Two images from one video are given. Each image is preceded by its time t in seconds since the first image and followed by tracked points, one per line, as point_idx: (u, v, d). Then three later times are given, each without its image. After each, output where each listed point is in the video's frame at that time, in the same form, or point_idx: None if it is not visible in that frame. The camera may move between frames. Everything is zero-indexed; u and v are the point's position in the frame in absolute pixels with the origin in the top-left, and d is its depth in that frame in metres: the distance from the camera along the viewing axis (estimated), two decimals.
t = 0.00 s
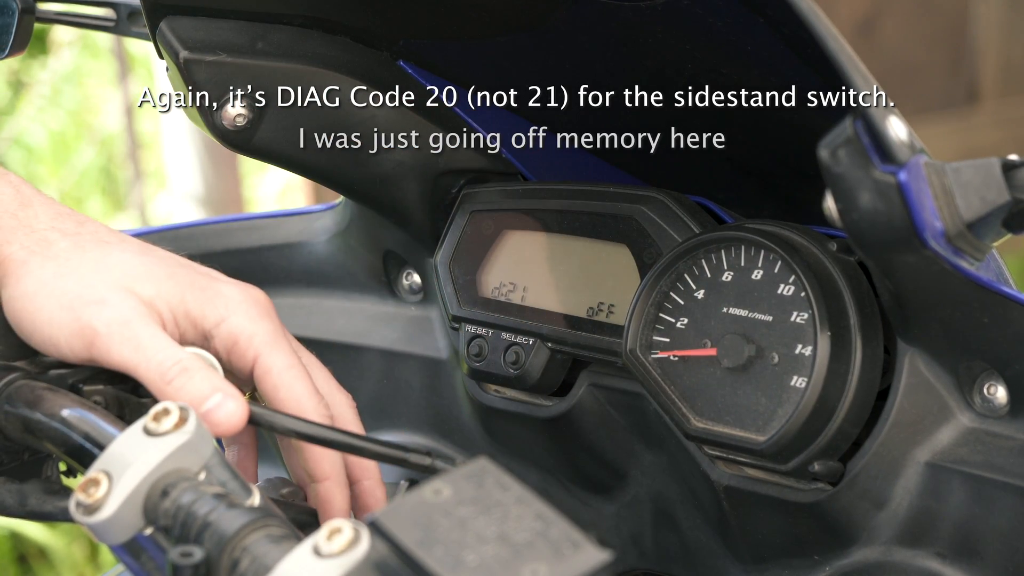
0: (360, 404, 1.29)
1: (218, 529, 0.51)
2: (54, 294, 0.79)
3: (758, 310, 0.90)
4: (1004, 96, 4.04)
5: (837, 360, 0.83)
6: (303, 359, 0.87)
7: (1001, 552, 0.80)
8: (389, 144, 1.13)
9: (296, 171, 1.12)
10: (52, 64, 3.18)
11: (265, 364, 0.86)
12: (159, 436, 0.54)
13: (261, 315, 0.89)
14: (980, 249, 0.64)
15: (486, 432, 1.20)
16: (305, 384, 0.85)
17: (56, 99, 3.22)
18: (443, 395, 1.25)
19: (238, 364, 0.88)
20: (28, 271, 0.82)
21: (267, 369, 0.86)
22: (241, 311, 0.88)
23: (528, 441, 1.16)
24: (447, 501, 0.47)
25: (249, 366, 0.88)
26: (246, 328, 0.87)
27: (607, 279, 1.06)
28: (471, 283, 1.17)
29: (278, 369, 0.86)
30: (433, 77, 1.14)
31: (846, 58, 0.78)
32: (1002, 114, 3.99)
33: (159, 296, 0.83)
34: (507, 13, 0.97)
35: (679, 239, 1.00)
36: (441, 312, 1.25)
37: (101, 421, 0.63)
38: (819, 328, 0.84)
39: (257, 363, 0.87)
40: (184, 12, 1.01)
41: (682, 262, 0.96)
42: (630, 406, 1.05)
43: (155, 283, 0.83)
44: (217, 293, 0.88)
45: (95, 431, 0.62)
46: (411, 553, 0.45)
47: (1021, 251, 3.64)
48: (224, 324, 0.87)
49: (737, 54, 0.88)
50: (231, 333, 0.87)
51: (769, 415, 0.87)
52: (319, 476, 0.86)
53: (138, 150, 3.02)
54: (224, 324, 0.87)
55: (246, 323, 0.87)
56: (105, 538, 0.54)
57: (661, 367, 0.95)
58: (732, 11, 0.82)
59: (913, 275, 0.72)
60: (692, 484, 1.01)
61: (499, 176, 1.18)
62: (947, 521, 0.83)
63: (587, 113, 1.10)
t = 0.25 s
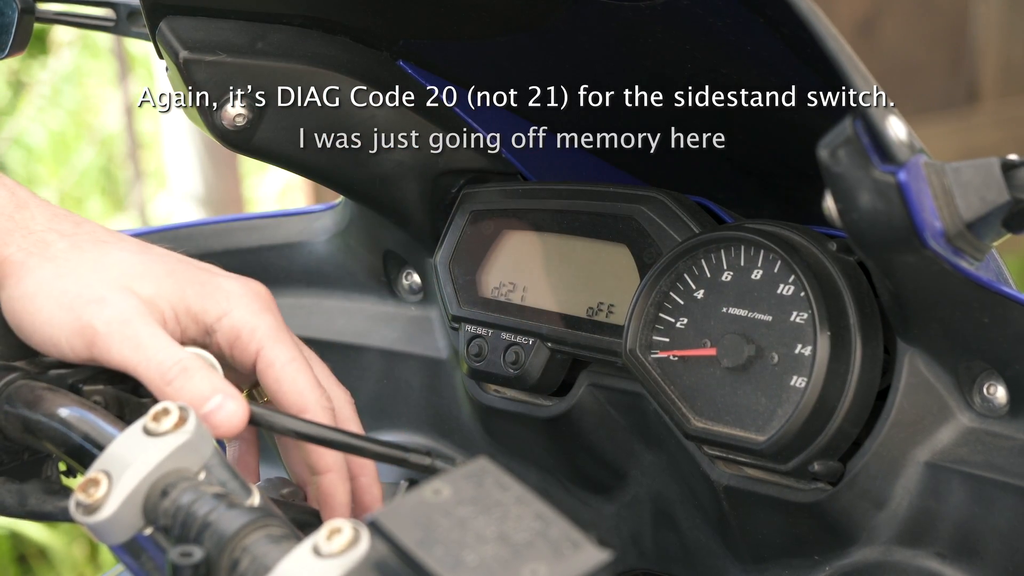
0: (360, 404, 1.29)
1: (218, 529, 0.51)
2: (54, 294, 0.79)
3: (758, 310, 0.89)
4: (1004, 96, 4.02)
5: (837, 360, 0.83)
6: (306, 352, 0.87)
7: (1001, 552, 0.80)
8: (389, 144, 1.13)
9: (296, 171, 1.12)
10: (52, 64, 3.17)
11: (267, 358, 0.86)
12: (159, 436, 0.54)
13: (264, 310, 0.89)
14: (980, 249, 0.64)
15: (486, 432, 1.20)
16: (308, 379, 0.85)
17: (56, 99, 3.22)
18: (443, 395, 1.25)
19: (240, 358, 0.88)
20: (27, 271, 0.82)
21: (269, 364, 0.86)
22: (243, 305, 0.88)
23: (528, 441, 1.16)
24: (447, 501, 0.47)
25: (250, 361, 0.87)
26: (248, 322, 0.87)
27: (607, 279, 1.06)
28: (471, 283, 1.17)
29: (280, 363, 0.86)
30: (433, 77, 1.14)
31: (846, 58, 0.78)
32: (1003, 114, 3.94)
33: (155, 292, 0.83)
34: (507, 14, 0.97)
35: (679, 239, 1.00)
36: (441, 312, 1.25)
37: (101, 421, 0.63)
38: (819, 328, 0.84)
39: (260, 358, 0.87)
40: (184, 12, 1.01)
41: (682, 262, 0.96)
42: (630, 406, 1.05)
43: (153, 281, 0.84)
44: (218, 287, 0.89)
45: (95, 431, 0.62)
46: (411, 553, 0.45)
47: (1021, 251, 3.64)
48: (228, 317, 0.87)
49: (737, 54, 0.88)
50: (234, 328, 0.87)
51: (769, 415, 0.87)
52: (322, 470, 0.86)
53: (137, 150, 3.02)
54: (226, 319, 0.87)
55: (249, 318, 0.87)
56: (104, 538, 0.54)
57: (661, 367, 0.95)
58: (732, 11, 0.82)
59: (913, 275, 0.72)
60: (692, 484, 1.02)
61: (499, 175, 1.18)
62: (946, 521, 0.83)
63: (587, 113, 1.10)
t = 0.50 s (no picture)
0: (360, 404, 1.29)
1: (218, 529, 0.51)
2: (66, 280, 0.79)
3: (758, 310, 0.90)
4: (1005, 96, 4.01)
5: (837, 360, 0.83)
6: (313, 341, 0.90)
7: (1001, 553, 0.80)
8: (389, 144, 1.13)
9: (296, 171, 1.12)
10: (52, 64, 3.20)
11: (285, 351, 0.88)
12: (159, 436, 0.54)
13: (271, 309, 0.89)
14: (981, 250, 0.64)
15: (486, 432, 1.20)
16: (327, 367, 0.89)
17: (56, 99, 3.23)
18: (443, 395, 1.25)
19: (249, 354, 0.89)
20: (36, 258, 0.82)
21: (286, 360, 0.88)
22: (252, 304, 0.89)
23: (528, 441, 1.16)
24: (447, 501, 0.47)
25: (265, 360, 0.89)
26: (257, 320, 0.88)
27: (607, 279, 1.06)
28: (471, 283, 1.17)
29: (293, 356, 0.88)
30: (433, 77, 1.14)
31: (845, 58, 0.78)
32: (1003, 113, 3.95)
33: (164, 293, 0.83)
34: (507, 13, 0.97)
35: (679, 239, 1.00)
36: (442, 312, 1.25)
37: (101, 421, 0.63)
38: (819, 328, 0.84)
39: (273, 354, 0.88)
40: (184, 12, 1.01)
41: (682, 262, 0.96)
42: (630, 406, 1.05)
43: (163, 280, 0.83)
44: (227, 287, 0.88)
45: (96, 431, 0.62)
46: (412, 553, 0.45)
47: (1021, 251, 3.64)
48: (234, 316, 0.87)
49: (737, 54, 0.88)
50: (243, 325, 0.87)
51: (769, 416, 0.87)
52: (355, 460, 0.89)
53: (137, 151, 3.02)
54: (234, 318, 0.87)
55: (257, 316, 0.88)
56: (105, 538, 0.54)
57: (661, 367, 0.95)
58: (732, 11, 0.82)
59: (913, 275, 0.72)
60: (692, 483, 1.02)
61: (499, 175, 1.18)
62: (946, 521, 0.83)
63: (587, 113, 1.09)
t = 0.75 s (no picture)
0: (359, 405, 1.29)
1: (218, 529, 0.51)
2: (159, 248, 0.83)
3: (758, 310, 0.90)
4: (1006, 96, 4.01)
5: (837, 360, 0.83)
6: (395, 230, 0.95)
7: (1001, 553, 0.80)
8: (389, 144, 1.14)
9: (296, 171, 1.12)
10: (52, 63, 3.22)
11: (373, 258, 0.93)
12: (159, 436, 0.54)
13: (344, 221, 0.92)
14: (980, 249, 0.64)
15: (486, 432, 1.20)
16: (421, 246, 0.95)
17: (56, 99, 3.22)
18: (443, 396, 1.25)
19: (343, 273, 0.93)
20: (117, 223, 0.84)
21: (381, 259, 0.93)
22: (328, 227, 0.91)
23: (528, 441, 1.16)
24: (447, 501, 0.47)
25: (358, 270, 0.94)
26: (339, 240, 0.91)
27: (607, 279, 1.06)
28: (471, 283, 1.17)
29: (385, 253, 0.94)
30: (433, 77, 1.14)
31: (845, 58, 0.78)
32: (1002, 113, 3.95)
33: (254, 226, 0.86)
34: (507, 14, 0.97)
35: (679, 239, 1.00)
36: (442, 313, 1.25)
37: (101, 420, 0.63)
38: (819, 329, 0.84)
39: (367, 261, 0.93)
40: (184, 12, 1.00)
41: (683, 262, 0.96)
42: (630, 406, 1.05)
43: (246, 215, 0.86)
44: (301, 216, 0.91)
45: (95, 432, 0.62)
46: (412, 553, 0.45)
47: (1021, 251, 3.64)
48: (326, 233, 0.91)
49: (738, 54, 0.88)
50: (331, 250, 0.91)
51: (769, 416, 0.87)
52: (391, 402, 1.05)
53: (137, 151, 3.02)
54: (318, 248, 0.90)
55: (338, 236, 0.91)
56: (105, 538, 0.54)
57: (661, 367, 0.95)
58: (732, 11, 0.82)
59: (913, 275, 0.72)
60: (692, 483, 1.02)
61: (499, 176, 1.19)
62: (946, 521, 0.83)
63: (587, 113, 1.09)
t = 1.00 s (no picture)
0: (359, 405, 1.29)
1: (218, 529, 0.51)
2: (178, 284, 0.87)
3: (758, 310, 0.90)
4: (1004, 96, 4.05)
5: (837, 360, 0.83)
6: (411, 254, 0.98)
7: (1001, 553, 0.80)
8: (389, 144, 1.14)
9: (296, 170, 1.12)
10: (52, 64, 3.22)
11: (389, 280, 0.96)
12: (159, 436, 0.54)
13: (360, 244, 0.96)
14: (981, 250, 0.64)
15: (486, 432, 1.20)
16: (435, 271, 0.97)
17: (56, 99, 3.22)
18: (444, 396, 1.25)
19: (358, 293, 0.97)
20: (137, 248, 0.87)
21: (395, 282, 0.96)
22: (344, 252, 0.96)
23: (528, 441, 1.16)
24: (447, 501, 0.47)
25: (371, 291, 0.97)
26: (354, 265, 0.95)
27: (607, 279, 1.06)
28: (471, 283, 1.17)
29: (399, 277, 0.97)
30: (433, 77, 1.14)
31: (846, 58, 0.78)
32: (1001, 114, 4.00)
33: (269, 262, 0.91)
34: (507, 14, 0.97)
35: (679, 239, 1.00)
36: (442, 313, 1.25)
37: (100, 420, 0.63)
38: (819, 329, 0.84)
39: (380, 284, 0.96)
40: (184, 11, 1.00)
41: (683, 262, 0.96)
42: (630, 406, 1.05)
43: (262, 248, 0.90)
44: (318, 240, 0.95)
45: (95, 432, 0.61)
46: (411, 553, 0.44)
47: (1021, 251, 3.64)
48: (342, 259, 0.95)
49: (737, 54, 0.88)
50: (344, 275, 0.95)
51: (769, 416, 0.87)
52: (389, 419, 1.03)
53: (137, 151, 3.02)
54: (333, 272, 0.95)
55: (354, 261, 0.95)
56: (105, 538, 0.54)
57: (661, 367, 0.95)
58: (732, 11, 0.82)
59: (912, 275, 0.72)
60: (692, 483, 1.02)
61: (499, 176, 1.20)
62: (946, 521, 0.83)
63: (587, 113, 1.09)
